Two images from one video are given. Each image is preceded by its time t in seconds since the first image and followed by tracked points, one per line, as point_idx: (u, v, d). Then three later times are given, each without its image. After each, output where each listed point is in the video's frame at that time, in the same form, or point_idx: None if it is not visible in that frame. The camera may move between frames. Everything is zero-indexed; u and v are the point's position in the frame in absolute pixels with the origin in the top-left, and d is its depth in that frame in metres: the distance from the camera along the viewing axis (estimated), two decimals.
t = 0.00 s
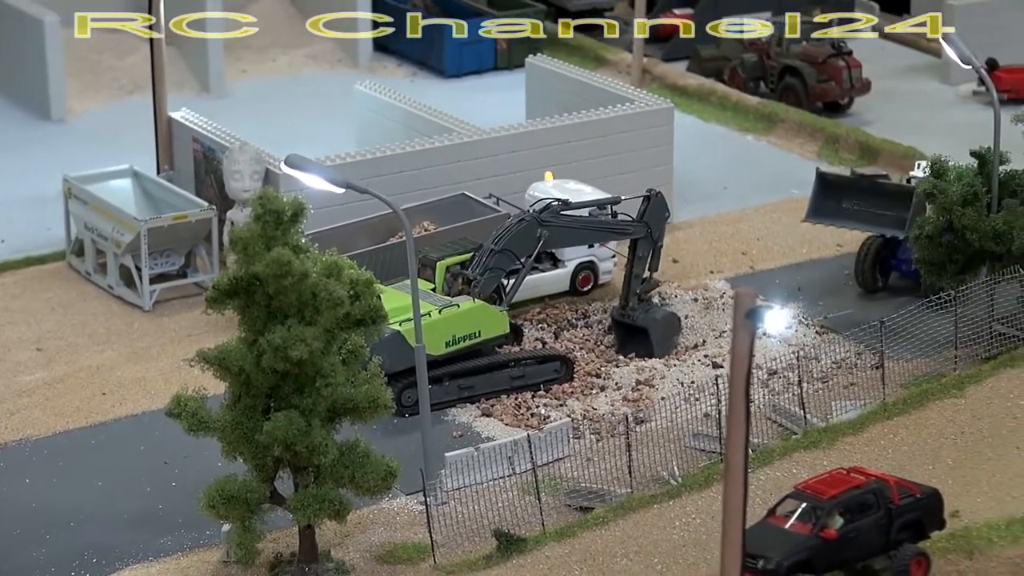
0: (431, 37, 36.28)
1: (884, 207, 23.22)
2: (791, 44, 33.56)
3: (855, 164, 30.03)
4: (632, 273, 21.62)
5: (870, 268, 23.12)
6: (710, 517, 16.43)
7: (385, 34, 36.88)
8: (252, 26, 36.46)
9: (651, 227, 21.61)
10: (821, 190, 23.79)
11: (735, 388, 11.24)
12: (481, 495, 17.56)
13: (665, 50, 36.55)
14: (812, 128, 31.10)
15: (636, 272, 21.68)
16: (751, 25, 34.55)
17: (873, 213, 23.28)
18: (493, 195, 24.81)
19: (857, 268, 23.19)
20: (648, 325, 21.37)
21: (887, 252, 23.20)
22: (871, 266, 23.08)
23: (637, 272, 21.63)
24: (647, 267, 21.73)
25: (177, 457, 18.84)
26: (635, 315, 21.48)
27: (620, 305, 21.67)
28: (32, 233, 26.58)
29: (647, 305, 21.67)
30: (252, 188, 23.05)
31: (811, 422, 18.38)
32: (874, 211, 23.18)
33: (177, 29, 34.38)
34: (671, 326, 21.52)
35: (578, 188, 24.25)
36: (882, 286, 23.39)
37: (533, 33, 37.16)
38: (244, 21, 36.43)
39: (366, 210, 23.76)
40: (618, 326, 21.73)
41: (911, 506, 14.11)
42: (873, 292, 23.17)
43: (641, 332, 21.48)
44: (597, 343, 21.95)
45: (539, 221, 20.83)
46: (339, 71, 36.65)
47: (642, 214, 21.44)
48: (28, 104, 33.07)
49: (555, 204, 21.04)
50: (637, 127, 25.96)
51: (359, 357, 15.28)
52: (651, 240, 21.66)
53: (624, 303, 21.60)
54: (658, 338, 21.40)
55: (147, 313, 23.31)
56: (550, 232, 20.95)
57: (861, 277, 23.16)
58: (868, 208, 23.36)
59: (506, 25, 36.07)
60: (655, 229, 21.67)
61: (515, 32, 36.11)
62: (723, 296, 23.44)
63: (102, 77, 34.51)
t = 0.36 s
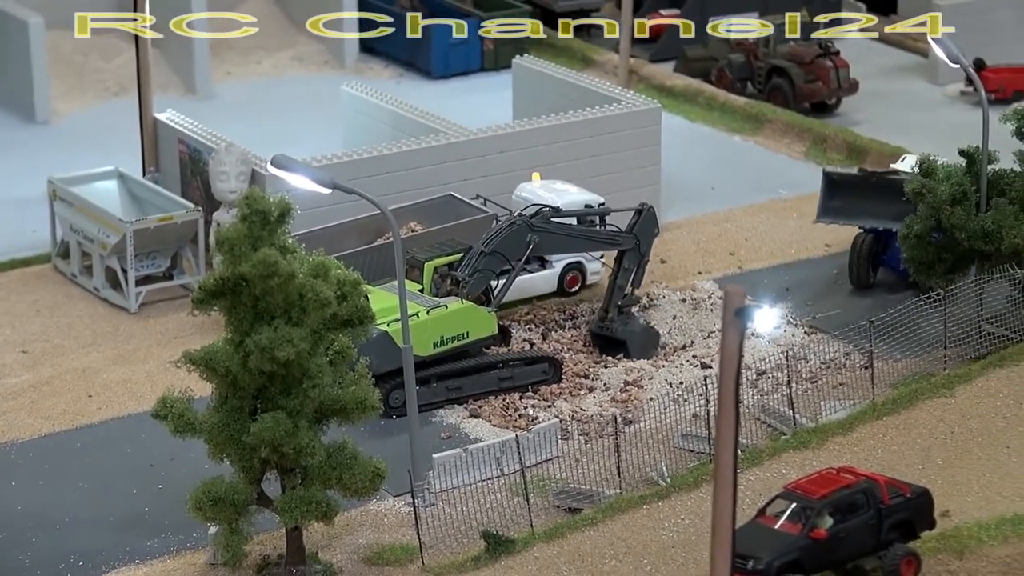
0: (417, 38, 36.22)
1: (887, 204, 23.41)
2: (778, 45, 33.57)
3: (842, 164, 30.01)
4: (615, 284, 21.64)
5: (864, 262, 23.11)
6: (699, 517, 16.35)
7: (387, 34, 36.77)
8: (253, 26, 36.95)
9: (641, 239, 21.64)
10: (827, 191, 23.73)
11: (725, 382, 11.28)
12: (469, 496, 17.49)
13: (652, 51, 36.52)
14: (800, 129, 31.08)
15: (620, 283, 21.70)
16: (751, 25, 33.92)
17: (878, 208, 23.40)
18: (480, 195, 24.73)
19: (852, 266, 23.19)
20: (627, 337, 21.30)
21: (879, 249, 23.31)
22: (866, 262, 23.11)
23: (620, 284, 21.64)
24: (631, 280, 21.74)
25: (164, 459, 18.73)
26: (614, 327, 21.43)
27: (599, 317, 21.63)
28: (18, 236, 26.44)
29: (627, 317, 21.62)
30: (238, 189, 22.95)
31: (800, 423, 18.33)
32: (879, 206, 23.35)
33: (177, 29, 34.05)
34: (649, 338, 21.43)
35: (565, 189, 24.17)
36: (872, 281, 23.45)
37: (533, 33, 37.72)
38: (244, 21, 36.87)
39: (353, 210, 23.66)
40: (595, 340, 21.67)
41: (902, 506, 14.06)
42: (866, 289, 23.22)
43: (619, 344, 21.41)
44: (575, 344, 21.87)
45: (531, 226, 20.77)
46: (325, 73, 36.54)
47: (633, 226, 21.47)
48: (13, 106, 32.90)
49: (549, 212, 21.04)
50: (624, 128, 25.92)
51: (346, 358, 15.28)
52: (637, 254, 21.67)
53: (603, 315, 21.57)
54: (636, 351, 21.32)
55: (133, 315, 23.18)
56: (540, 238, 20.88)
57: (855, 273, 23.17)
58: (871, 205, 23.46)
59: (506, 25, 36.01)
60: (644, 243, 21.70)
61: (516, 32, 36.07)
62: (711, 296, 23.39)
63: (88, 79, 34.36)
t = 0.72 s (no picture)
0: (404, 39, 36.14)
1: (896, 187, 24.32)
2: (767, 46, 33.52)
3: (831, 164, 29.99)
4: (599, 291, 21.55)
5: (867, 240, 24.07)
6: (689, 518, 16.28)
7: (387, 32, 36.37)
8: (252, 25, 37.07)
9: (629, 248, 21.56)
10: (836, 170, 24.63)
11: (715, 385, 11.22)
12: (458, 499, 17.41)
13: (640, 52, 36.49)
14: (788, 129, 31.06)
15: (604, 290, 21.60)
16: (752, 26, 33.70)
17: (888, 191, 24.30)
18: (468, 196, 24.64)
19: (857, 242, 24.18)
20: (606, 344, 21.28)
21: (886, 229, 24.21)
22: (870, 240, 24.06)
23: (604, 290, 21.54)
24: (616, 288, 21.66)
25: (150, 462, 18.61)
26: (593, 334, 21.42)
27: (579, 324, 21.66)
28: (3, 238, 26.28)
29: (608, 325, 21.53)
30: (225, 191, 22.84)
31: (791, 423, 18.27)
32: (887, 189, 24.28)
33: (178, 28, 33.78)
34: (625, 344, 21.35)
35: (553, 190, 24.12)
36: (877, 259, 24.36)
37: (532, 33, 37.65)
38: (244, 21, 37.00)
39: (341, 211, 23.56)
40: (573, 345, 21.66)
41: (893, 506, 14.00)
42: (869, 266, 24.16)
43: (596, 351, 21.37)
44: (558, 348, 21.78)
45: (521, 230, 20.71)
46: (312, 74, 36.43)
47: (622, 235, 21.42)
48: None
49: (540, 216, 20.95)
50: (612, 129, 25.85)
51: (334, 359, 15.17)
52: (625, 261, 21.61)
53: (584, 323, 21.57)
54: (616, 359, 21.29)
55: (120, 317, 23.05)
56: (530, 242, 20.82)
57: (860, 251, 24.14)
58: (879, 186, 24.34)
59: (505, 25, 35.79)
60: (632, 252, 21.63)
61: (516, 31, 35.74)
62: (700, 297, 23.33)
63: (73, 81, 34.21)
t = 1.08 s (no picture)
0: (388, 43, 36.06)
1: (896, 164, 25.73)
2: (752, 49, 33.49)
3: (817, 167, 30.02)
4: (586, 294, 21.47)
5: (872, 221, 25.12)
6: (678, 520, 16.22)
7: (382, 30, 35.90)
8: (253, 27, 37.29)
9: (616, 253, 21.59)
10: (833, 150, 26.38)
11: (703, 386, 11.16)
12: (445, 501, 17.34)
13: (625, 56, 36.50)
14: (773, 132, 31.10)
15: (591, 293, 21.52)
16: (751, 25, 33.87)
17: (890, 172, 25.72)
18: (453, 199, 24.57)
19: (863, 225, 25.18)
20: (592, 349, 21.20)
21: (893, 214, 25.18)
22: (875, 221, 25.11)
23: (591, 294, 21.48)
24: (603, 292, 21.61)
25: (136, 465, 18.49)
26: (580, 339, 21.29)
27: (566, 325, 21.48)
28: None
29: (595, 329, 21.44)
30: (210, 194, 22.74)
31: (778, 425, 18.23)
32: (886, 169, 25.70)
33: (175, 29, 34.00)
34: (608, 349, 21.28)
35: (539, 193, 24.06)
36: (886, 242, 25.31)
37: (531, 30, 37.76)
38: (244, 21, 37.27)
39: (327, 214, 23.47)
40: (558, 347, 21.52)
41: (882, 507, 13.97)
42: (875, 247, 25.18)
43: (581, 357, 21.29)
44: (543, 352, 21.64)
45: (507, 233, 20.76)
46: (295, 79, 36.31)
47: (609, 239, 21.44)
48: None
49: (526, 220, 21.00)
50: (598, 132, 25.81)
51: (320, 362, 15.07)
52: (611, 264, 21.60)
53: (571, 325, 21.40)
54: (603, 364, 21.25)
55: (104, 321, 22.93)
56: (516, 245, 20.87)
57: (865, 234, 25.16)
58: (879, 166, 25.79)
59: (506, 26, 35.92)
60: (618, 256, 21.65)
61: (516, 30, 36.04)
62: (687, 300, 23.30)
63: (56, 85, 34.06)
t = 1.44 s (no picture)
0: (371, 42, 35.96)
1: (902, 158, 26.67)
2: (736, 48, 33.42)
3: (801, 166, 30.06)
4: (576, 297, 21.40)
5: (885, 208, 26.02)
6: (665, 518, 16.18)
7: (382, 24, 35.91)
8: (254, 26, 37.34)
9: (603, 253, 21.45)
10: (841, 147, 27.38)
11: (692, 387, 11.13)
12: (433, 500, 17.30)
13: (609, 55, 36.44)
14: (759, 131, 31.13)
15: (581, 295, 21.46)
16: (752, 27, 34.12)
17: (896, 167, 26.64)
18: (439, 198, 24.51)
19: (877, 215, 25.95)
20: (580, 353, 21.28)
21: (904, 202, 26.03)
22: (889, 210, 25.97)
23: (581, 296, 21.41)
24: (592, 293, 21.56)
25: (121, 465, 18.39)
26: (569, 344, 21.29)
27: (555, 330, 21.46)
28: None
29: (584, 334, 21.45)
30: (194, 193, 22.64)
31: (765, 424, 18.22)
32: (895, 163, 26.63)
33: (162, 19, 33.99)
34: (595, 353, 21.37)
35: (525, 192, 24.00)
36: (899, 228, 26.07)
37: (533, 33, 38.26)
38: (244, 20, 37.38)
39: (313, 213, 23.38)
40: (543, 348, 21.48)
41: (872, 504, 13.95)
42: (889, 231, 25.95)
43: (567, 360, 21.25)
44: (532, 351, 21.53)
45: (494, 231, 20.73)
46: (278, 79, 36.21)
47: (595, 239, 21.31)
48: None
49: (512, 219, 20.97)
50: (583, 131, 25.80)
51: (307, 359, 15.00)
52: (602, 265, 21.51)
53: (562, 329, 21.38)
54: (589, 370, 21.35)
55: (88, 320, 22.80)
56: (503, 243, 20.83)
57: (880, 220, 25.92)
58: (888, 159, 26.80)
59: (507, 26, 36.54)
60: (606, 256, 21.52)
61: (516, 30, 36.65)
62: (673, 298, 23.29)
63: (39, 86, 33.89)
